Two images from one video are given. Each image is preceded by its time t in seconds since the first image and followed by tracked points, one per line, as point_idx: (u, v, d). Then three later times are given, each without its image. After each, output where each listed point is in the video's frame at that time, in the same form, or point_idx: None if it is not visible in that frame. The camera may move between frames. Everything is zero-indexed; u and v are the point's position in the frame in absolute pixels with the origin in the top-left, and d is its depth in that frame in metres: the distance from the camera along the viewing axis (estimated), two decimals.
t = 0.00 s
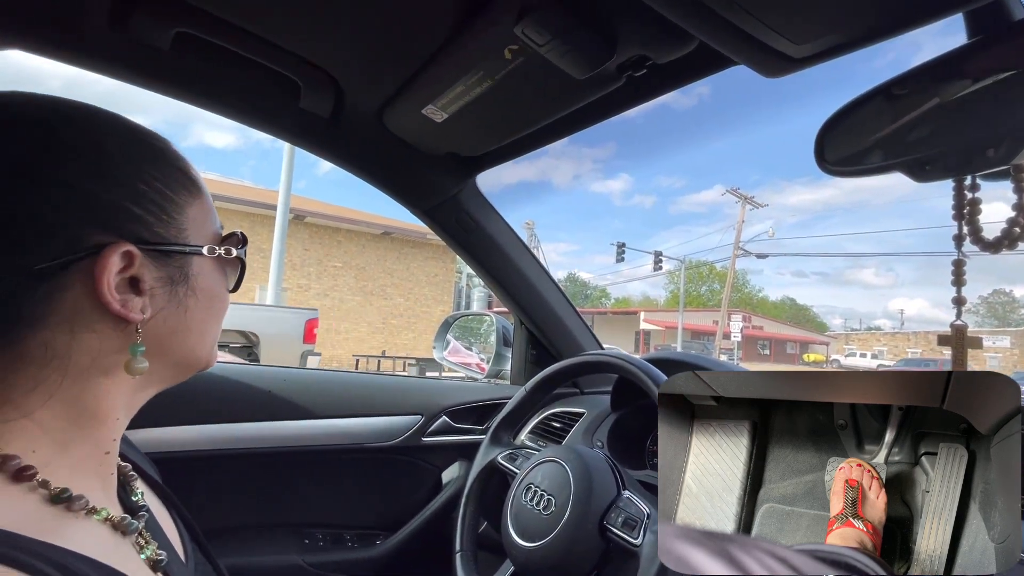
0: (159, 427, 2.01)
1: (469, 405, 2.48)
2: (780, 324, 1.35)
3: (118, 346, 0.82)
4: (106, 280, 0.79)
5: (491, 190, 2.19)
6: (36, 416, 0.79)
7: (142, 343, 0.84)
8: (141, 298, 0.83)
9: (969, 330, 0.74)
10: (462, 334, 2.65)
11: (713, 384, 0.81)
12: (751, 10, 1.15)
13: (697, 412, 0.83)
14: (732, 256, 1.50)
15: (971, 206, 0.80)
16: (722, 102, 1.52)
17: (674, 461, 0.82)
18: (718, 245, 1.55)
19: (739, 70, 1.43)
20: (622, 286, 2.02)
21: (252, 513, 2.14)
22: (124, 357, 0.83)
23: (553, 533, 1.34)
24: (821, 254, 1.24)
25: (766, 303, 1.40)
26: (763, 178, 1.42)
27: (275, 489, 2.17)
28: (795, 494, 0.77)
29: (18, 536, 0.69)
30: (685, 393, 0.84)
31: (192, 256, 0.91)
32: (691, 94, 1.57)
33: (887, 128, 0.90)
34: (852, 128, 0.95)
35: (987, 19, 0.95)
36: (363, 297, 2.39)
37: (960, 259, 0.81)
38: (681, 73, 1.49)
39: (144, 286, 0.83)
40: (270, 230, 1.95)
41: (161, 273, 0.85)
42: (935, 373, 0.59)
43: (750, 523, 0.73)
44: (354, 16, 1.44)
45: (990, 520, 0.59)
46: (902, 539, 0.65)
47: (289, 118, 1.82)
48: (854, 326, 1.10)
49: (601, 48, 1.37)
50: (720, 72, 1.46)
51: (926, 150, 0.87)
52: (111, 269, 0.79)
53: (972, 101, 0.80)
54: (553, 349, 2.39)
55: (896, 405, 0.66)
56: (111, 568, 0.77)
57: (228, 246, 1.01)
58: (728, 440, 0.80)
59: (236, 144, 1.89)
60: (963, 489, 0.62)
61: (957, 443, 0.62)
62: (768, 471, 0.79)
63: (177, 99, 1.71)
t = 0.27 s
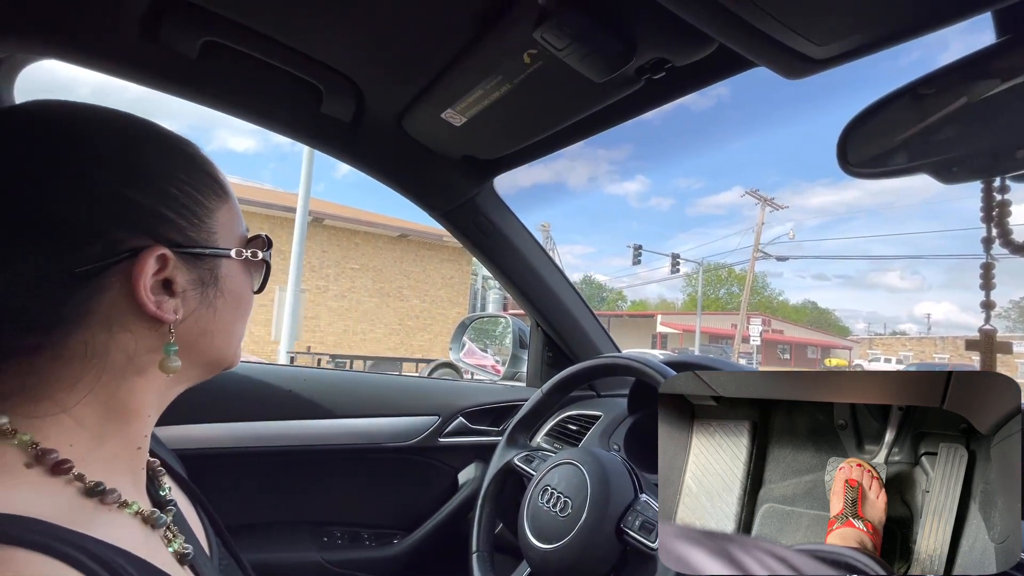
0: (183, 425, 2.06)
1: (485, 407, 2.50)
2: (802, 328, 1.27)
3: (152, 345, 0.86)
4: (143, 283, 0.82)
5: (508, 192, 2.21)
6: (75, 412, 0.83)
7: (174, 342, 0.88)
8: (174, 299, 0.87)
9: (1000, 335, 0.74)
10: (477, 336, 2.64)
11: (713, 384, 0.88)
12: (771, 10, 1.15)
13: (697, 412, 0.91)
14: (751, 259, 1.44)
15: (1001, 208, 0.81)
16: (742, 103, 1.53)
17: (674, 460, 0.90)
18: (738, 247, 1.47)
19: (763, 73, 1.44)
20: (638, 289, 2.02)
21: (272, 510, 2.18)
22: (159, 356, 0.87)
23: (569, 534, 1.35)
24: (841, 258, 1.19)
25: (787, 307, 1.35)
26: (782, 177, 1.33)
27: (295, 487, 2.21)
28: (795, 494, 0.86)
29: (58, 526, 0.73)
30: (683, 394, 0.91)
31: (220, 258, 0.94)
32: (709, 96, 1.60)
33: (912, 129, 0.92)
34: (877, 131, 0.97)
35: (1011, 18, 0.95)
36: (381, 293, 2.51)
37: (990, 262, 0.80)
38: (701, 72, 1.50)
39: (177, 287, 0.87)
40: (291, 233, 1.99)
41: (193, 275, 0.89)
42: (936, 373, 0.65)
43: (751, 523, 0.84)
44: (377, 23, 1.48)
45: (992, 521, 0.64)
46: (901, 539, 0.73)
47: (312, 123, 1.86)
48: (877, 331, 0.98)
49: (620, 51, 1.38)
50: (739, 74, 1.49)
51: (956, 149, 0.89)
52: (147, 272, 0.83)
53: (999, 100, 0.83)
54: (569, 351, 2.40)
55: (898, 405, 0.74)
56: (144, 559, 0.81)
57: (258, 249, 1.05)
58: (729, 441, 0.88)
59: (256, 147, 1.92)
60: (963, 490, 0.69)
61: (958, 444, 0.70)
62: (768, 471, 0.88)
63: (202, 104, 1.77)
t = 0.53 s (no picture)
0: (199, 423, 2.10)
1: (496, 407, 2.51)
2: (816, 329, 1.28)
3: (172, 344, 0.89)
4: (161, 284, 0.85)
5: (519, 194, 2.23)
6: (97, 409, 0.85)
7: (193, 342, 0.91)
8: (193, 299, 0.90)
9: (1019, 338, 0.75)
10: (488, 337, 2.65)
11: (713, 384, 0.90)
12: (783, 10, 1.15)
13: (697, 413, 0.92)
14: (765, 259, 1.45)
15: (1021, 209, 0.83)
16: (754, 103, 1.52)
17: (675, 460, 0.92)
18: (751, 248, 1.49)
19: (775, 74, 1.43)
20: (650, 290, 2.04)
21: (286, 508, 2.21)
22: (178, 356, 0.90)
23: (581, 536, 1.36)
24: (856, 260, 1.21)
25: (801, 309, 1.38)
26: (798, 180, 1.35)
27: (308, 486, 2.24)
28: (795, 494, 0.86)
29: (82, 520, 0.75)
30: (682, 393, 0.94)
31: (238, 259, 0.97)
32: (723, 96, 1.58)
33: (929, 128, 0.91)
34: (892, 131, 0.97)
35: None
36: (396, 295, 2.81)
37: (1010, 264, 0.81)
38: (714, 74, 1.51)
39: (196, 288, 0.90)
40: (305, 234, 2.02)
41: (211, 275, 0.92)
42: (936, 374, 0.65)
43: (751, 523, 0.83)
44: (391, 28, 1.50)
45: (991, 521, 0.64)
46: (901, 538, 0.73)
47: (326, 126, 1.89)
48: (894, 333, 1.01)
49: (632, 53, 1.39)
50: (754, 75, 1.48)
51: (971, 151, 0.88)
52: (167, 272, 0.85)
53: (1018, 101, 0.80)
54: (580, 351, 2.40)
55: (897, 405, 0.74)
56: (164, 554, 0.83)
57: (275, 251, 1.08)
58: (729, 441, 0.89)
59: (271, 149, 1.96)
60: (964, 488, 0.68)
61: (958, 444, 0.70)
62: (768, 471, 0.88)
63: (219, 107, 1.80)
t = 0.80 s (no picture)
0: (209, 421, 2.12)
1: (504, 407, 2.52)
2: (827, 329, 1.25)
3: (176, 344, 0.90)
4: (162, 284, 0.86)
5: (526, 193, 2.24)
6: (106, 408, 0.86)
7: (197, 342, 0.92)
8: (196, 299, 0.91)
9: None
10: (496, 336, 2.63)
11: (713, 385, 0.90)
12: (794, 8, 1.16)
13: (697, 413, 0.92)
14: (776, 259, 1.38)
15: None
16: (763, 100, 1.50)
17: (675, 461, 0.93)
18: (762, 248, 1.42)
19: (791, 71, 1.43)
20: (659, 290, 2.02)
21: (295, 506, 2.23)
22: (183, 355, 0.91)
23: (587, 536, 1.36)
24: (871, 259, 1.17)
25: (812, 310, 1.32)
26: (807, 178, 1.28)
27: (317, 484, 2.26)
28: (795, 494, 0.85)
29: (93, 515, 0.77)
30: (682, 394, 0.95)
31: (244, 259, 0.97)
32: (732, 95, 1.60)
33: (943, 127, 0.90)
34: (899, 131, 0.96)
35: None
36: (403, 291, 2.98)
37: None
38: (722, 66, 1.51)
39: (199, 288, 0.91)
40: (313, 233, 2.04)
41: (215, 275, 0.92)
42: (936, 374, 0.65)
43: (751, 523, 0.83)
44: (399, 28, 1.51)
45: (992, 521, 0.64)
46: (902, 539, 0.73)
47: (335, 126, 1.90)
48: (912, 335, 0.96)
49: (639, 52, 1.39)
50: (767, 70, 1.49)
51: (983, 148, 0.87)
52: (168, 273, 0.86)
53: None
54: (587, 352, 2.39)
55: (897, 405, 0.74)
56: (173, 550, 0.84)
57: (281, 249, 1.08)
58: (729, 441, 0.89)
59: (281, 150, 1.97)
60: (964, 489, 0.68)
61: (958, 444, 0.69)
62: (768, 471, 0.88)
63: (230, 108, 1.82)
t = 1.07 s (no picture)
0: (215, 420, 2.13)
1: (508, 407, 2.52)
2: (835, 331, 1.32)
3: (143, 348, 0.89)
4: (122, 285, 0.85)
5: (531, 193, 2.24)
6: (100, 411, 0.87)
7: (161, 347, 0.90)
8: (165, 302, 0.89)
9: None
10: (501, 336, 2.68)
11: (714, 384, 0.89)
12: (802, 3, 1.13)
13: (697, 413, 0.92)
14: (781, 260, 1.48)
15: None
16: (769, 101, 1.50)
17: (676, 460, 0.92)
18: (767, 248, 1.51)
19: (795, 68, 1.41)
20: (663, 291, 2.03)
21: (299, 505, 2.24)
22: (149, 359, 0.89)
23: (591, 536, 1.36)
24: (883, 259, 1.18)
25: (818, 310, 1.40)
26: (814, 179, 1.35)
27: (322, 483, 2.27)
28: (795, 494, 0.85)
29: (97, 513, 0.77)
30: (682, 394, 0.94)
31: (224, 259, 0.95)
32: (737, 94, 1.57)
33: (956, 123, 0.89)
34: (914, 128, 0.95)
35: None
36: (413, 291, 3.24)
37: None
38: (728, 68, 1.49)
39: (168, 289, 0.89)
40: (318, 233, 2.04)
41: (187, 277, 0.90)
42: (936, 374, 0.65)
43: (751, 523, 0.82)
44: (404, 28, 1.51)
45: (992, 521, 0.65)
46: (902, 539, 0.73)
47: (340, 126, 1.91)
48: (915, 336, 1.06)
49: (645, 49, 1.38)
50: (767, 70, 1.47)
51: (1000, 146, 0.88)
52: (127, 275, 0.85)
53: None
54: (592, 351, 2.40)
55: (898, 405, 0.74)
56: (178, 549, 0.85)
57: (273, 249, 1.04)
58: (729, 441, 0.88)
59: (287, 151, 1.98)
60: (964, 489, 0.69)
61: (958, 444, 0.69)
62: (768, 471, 0.87)
63: (236, 109, 1.83)
